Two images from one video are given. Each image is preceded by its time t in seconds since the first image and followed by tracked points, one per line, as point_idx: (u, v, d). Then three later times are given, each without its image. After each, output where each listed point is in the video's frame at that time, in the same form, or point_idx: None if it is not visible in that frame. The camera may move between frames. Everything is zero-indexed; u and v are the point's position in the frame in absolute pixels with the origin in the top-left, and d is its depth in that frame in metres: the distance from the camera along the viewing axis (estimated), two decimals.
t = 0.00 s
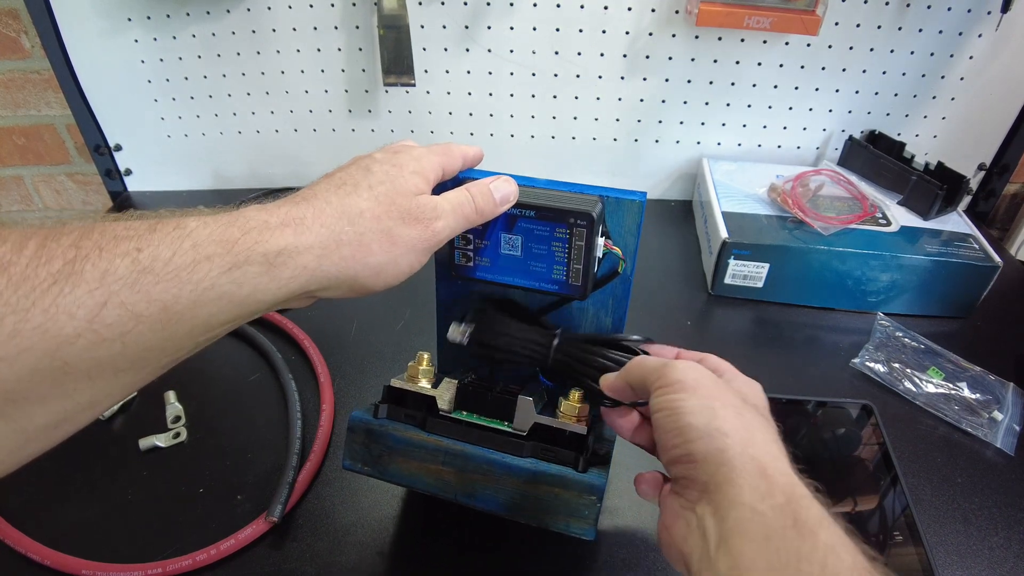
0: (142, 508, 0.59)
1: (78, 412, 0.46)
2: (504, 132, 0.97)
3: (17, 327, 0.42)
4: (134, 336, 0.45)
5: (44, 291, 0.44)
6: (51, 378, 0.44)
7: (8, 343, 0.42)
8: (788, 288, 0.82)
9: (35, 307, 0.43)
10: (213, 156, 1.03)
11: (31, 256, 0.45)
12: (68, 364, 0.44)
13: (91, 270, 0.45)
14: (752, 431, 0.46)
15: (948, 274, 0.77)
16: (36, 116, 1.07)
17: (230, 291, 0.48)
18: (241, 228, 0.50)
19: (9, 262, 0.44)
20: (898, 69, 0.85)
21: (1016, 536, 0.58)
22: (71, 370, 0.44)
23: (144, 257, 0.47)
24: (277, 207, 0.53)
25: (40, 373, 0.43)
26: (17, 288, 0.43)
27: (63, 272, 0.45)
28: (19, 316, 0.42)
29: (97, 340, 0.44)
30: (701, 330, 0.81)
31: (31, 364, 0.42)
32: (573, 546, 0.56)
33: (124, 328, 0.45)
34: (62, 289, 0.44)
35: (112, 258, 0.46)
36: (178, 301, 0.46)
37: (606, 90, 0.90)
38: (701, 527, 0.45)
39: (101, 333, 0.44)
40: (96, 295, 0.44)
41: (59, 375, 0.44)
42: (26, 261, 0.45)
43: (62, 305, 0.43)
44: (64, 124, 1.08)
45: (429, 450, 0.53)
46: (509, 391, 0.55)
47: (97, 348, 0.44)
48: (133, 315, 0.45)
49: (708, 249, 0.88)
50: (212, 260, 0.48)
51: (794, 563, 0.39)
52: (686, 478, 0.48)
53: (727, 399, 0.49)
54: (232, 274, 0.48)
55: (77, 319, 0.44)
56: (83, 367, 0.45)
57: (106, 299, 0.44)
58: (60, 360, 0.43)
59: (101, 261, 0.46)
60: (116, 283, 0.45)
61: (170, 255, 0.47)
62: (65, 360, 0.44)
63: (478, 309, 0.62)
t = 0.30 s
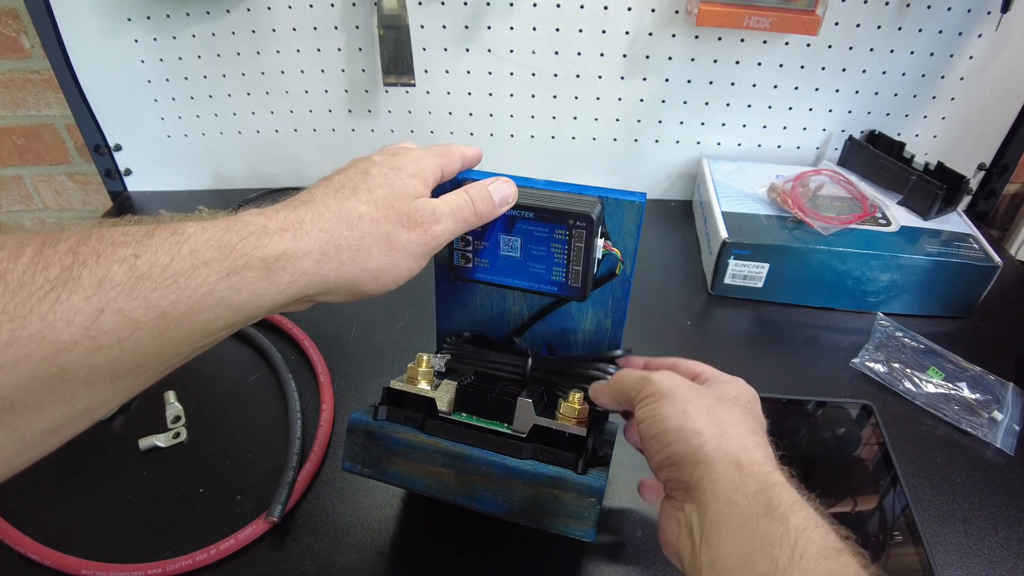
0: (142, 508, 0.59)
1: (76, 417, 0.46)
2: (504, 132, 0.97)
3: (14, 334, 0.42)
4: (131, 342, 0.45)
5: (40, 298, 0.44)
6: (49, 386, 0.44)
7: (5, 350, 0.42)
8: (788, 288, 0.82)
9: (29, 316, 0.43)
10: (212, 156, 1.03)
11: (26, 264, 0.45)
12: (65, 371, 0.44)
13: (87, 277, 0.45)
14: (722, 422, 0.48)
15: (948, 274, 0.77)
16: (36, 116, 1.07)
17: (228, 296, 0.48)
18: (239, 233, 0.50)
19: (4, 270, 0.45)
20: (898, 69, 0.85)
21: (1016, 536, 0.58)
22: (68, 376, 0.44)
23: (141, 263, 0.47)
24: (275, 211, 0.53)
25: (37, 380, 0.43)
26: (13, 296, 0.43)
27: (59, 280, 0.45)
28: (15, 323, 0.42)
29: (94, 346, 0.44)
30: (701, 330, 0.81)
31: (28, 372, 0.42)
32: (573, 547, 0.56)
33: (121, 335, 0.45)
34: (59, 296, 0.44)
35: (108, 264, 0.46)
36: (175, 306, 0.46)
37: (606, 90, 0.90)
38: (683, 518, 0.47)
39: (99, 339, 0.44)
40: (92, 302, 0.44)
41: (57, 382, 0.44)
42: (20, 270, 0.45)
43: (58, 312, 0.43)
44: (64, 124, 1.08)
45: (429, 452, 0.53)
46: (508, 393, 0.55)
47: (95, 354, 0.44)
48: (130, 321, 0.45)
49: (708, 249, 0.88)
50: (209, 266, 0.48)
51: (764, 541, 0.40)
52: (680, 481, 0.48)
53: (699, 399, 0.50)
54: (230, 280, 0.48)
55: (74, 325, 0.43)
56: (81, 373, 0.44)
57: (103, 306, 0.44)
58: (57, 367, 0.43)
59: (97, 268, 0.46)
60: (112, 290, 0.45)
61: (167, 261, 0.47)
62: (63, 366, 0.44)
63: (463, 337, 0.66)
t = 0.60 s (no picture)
0: (142, 508, 0.59)
1: (78, 417, 0.46)
2: (504, 132, 0.97)
3: (17, 334, 0.42)
4: (134, 343, 0.45)
5: (45, 297, 0.44)
6: (53, 387, 0.44)
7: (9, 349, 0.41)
8: (788, 288, 0.82)
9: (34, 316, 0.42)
10: (213, 156, 1.03)
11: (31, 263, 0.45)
12: (68, 371, 0.44)
13: (90, 277, 0.45)
14: (705, 434, 0.47)
15: (948, 274, 0.77)
16: (36, 116, 1.07)
17: (230, 297, 0.48)
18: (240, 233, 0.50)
19: (9, 269, 0.44)
20: (898, 69, 0.85)
21: (1016, 536, 0.58)
22: (72, 377, 0.44)
23: (144, 263, 0.47)
24: (276, 211, 0.53)
25: (40, 381, 0.43)
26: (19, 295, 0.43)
27: (63, 279, 0.45)
28: (19, 322, 0.42)
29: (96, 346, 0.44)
30: (701, 330, 0.81)
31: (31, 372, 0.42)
32: (574, 547, 0.56)
33: (124, 334, 0.45)
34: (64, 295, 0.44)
35: (111, 265, 0.46)
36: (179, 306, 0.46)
37: (606, 90, 0.91)
38: (676, 530, 0.48)
39: (101, 340, 0.44)
40: (95, 302, 0.44)
41: (60, 382, 0.44)
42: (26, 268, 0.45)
43: (64, 311, 0.43)
44: (64, 124, 1.08)
45: (428, 451, 0.53)
46: (510, 392, 0.55)
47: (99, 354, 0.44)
48: (133, 321, 0.45)
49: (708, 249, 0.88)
50: (210, 267, 0.48)
51: (748, 556, 0.40)
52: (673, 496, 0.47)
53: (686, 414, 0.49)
54: (231, 280, 0.48)
55: (78, 325, 0.43)
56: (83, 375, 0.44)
57: (107, 306, 0.44)
58: (60, 367, 0.43)
59: (100, 268, 0.46)
60: (115, 290, 0.45)
61: (170, 261, 0.47)
62: (66, 367, 0.44)
63: (459, 335, 0.64)
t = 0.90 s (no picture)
0: (142, 508, 0.59)
1: (79, 417, 0.46)
2: (504, 132, 0.97)
3: (23, 329, 0.42)
4: (139, 338, 0.45)
5: (50, 293, 0.44)
6: (59, 379, 0.43)
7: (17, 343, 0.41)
8: (788, 288, 0.82)
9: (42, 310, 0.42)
10: (213, 156, 1.03)
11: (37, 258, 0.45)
12: (73, 367, 0.44)
13: (95, 274, 0.45)
14: (726, 448, 0.48)
15: (948, 274, 0.77)
16: (36, 116, 1.07)
17: (232, 297, 0.48)
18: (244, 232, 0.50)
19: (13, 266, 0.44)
20: (898, 69, 0.85)
21: (1016, 536, 0.58)
22: (76, 372, 0.44)
23: (147, 260, 0.47)
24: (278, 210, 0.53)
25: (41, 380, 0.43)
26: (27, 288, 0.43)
27: (67, 276, 0.45)
28: (26, 317, 0.42)
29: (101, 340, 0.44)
30: (701, 330, 0.81)
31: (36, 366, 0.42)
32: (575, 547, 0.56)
33: (129, 330, 0.45)
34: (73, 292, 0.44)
35: (115, 262, 0.46)
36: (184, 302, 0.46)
37: (606, 90, 0.91)
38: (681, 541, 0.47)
39: (106, 335, 0.44)
40: (100, 298, 0.44)
41: (64, 378, 0.43)
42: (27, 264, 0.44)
43: (73, 306, 0.43)
44: (64, 124, 1.08)
45: (430, 449, 0.53)
46: (511, 389, 0.55)
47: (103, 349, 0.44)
48: (137, 317, 0.45)
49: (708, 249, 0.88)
50: (211, 266, 0.47)
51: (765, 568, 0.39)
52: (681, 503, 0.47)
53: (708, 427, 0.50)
54: (234, 278, 0.48)
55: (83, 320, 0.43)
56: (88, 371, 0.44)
57: (111, 301, 0.44)
58: (66, 362, 0.43)
59: (104, 265, 0.46)
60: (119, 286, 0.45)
61: (173, 259, 0.47)
62: (71, 362, 0.43)
63: (457, 334, 0.64)
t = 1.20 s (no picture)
0: (142, 508, 0.59)
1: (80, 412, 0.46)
2: (504, 132, 0.97)
3: (62, 257, 0.41)
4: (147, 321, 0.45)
5: (85, 226, 0.43)
6: (95, 312, 0.42)
7: (53, 277, 0.40)
8: (788, 288, 0.82)
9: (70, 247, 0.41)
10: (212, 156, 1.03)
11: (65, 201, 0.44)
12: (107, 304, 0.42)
13: (128, 211, 0.44)
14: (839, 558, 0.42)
15: (948, 274, 0.77)
16: (36, 116, 1.07)
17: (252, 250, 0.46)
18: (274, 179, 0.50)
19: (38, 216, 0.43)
20: (898, 69, 0.85)
21: (1016, 536, 0.58)
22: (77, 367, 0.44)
23: (178, 199, 0.46)
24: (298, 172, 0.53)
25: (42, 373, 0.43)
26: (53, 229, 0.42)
27: (100, 212, 0.44)
28: (62, 249, 0.41)
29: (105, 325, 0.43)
30: (701, 330, 0.81)
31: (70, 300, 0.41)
32: (575, 547, 0.56)
33: (162, 266, 0.43)
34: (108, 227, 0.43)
35: (146, 200, 0.46)
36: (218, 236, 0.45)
37: (606, 90, 0.91)
38: None
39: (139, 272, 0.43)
40: (133, 233, 0.43)
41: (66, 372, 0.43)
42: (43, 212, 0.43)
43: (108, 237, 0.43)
44: (64, 124, 1.08)
45: (447, 427, 0.53)
46: (522, 370, 0.57)
47: (110, 325, 0.43)
48: (169, 252, 0.43)
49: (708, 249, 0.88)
50: (238, 207, 0.46)
51: None
52: None
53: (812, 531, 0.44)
54: (260, 217, 0.46)
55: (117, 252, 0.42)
56: (117, 316, 0.43)
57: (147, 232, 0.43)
58: (103, 293, 0.42)
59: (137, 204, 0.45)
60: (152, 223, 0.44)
61: (202, 199, 0.46)
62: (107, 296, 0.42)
63: (461, 326, 0.64)
